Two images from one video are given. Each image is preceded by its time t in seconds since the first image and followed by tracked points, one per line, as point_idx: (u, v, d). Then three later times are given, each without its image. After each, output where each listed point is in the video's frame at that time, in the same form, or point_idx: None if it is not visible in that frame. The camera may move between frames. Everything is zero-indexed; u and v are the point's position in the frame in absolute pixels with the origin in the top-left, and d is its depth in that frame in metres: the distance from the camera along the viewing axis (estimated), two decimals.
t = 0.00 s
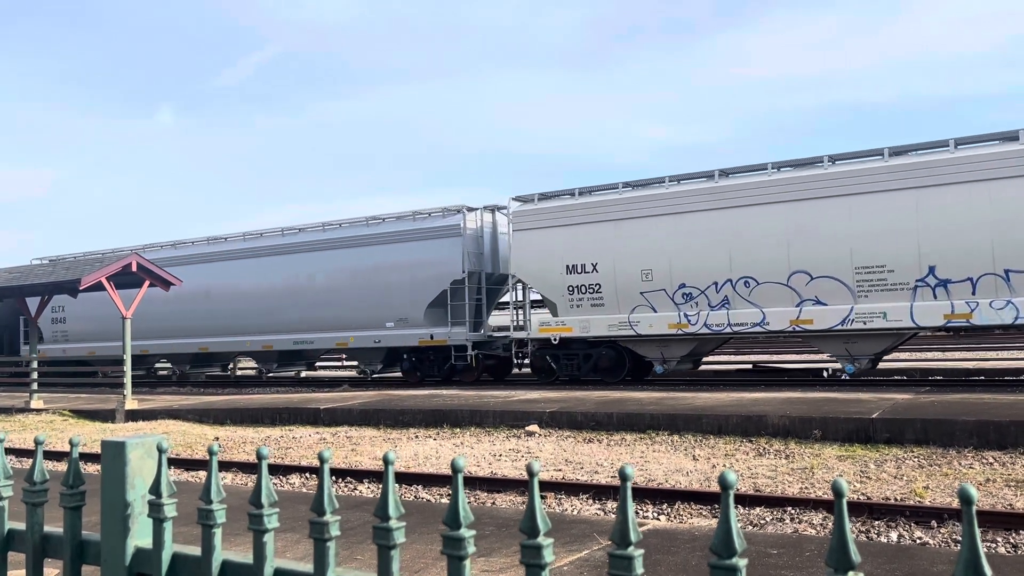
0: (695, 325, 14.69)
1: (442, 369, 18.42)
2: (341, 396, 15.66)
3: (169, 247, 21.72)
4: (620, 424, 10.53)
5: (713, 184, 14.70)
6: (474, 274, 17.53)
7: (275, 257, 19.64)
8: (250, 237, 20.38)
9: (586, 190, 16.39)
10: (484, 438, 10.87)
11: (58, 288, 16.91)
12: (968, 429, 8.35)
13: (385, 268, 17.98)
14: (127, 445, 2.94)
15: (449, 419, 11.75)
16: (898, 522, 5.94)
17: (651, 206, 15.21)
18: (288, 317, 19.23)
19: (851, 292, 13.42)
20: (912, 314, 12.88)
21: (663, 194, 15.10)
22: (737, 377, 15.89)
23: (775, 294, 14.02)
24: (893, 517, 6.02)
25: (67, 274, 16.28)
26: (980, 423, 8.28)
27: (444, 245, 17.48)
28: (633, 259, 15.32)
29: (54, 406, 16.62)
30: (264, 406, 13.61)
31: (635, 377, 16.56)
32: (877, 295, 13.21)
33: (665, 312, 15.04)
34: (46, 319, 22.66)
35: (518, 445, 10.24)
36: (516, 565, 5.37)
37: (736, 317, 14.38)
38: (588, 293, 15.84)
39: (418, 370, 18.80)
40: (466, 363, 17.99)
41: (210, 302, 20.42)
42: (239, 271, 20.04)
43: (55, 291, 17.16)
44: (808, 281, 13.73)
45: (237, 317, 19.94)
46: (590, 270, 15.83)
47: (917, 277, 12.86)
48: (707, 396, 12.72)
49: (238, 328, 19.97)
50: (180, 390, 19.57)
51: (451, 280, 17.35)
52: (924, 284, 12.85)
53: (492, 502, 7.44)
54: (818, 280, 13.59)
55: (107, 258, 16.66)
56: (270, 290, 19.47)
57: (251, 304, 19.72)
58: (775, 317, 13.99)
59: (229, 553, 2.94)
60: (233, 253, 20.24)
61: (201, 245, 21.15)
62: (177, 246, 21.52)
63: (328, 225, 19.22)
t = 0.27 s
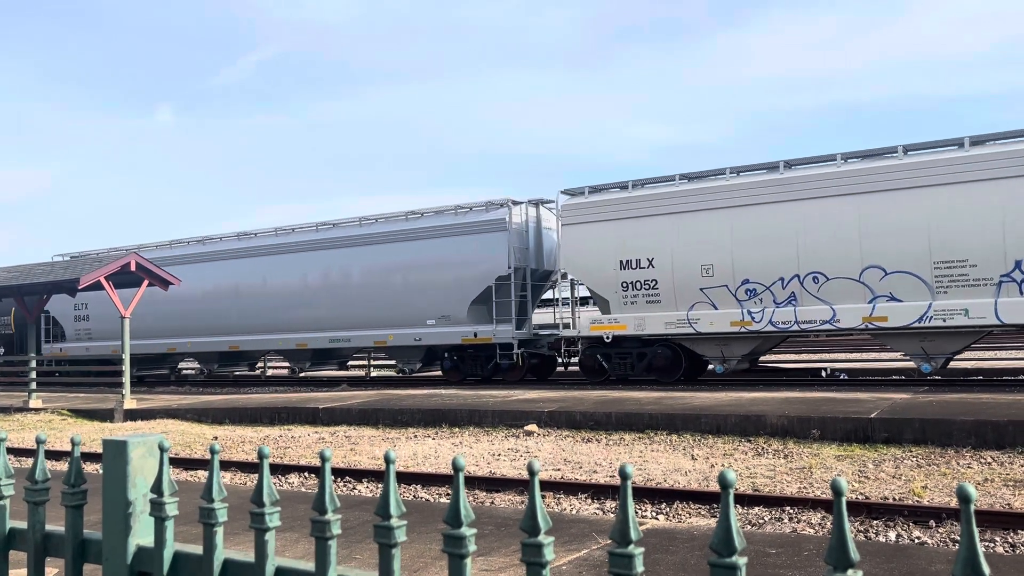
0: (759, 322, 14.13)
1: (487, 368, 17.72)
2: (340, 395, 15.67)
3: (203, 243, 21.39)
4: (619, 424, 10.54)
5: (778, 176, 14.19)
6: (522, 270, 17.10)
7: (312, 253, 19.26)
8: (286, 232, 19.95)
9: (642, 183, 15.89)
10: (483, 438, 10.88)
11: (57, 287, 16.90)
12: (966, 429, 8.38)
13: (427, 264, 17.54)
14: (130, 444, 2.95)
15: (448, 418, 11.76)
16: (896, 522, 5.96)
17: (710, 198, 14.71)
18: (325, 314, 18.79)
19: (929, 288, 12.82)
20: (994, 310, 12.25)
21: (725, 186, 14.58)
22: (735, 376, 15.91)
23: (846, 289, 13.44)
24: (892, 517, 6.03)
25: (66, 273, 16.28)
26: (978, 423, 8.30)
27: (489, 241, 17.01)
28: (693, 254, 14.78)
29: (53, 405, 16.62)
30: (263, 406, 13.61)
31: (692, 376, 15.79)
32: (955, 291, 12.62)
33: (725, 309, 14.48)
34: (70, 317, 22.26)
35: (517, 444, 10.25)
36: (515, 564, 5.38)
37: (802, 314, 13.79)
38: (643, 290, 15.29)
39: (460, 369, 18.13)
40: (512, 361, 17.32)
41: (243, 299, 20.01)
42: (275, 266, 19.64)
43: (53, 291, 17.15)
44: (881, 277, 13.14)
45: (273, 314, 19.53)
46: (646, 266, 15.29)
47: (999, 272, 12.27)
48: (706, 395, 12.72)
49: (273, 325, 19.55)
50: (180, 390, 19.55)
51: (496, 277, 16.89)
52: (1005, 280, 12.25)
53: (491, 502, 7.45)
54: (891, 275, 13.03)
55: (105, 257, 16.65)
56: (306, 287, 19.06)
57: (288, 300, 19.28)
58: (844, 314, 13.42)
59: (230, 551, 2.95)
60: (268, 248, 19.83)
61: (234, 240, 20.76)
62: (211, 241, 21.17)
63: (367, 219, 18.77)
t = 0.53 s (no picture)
0: (812, 321, 13.72)
1: (521, 368, 17.39)
2: (339, 395, 15.66)
3: (225, 240, 20.97)
4: (618, 423, 10.55)
5: (834, 169, 13.77)
6: (559, 268, 16.81)
7: (331, 250, 18.98)
8: (315, 228, 19.59)
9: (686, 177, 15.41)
10: (482, 437, 10.88)
11: (56, 287, 16.89)
12: (965, 429, 8.39)
13: (461, 261, 17.22)
14: (130, 444, 2.95)
15: (447, 418, 11.76)
16: (895, 522, 5.96)
17: (761, 193, 14.31)
18: (354, 312, 18.40)
19: (996, 285, 12.40)
20: None
21: (778, 180, 14.16)
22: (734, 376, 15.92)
23: (906, 286, 13.04)
24: (891, 517, 6.04)
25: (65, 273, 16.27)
26: (977, 423, 8.31)
27: (527, 237, 16.73)
28: (743, 250, 14.35)
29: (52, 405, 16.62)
30: (262, 406, 13.61)
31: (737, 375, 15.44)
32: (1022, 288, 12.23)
33: (777, 307, 14.06)
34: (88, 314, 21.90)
35: (517, 444, 10.25)
36: (514, 564, 5.38)
37: (858, 311, 13.39)
38: (689, 287, 14.86)
39: (495, 369, 17.77)
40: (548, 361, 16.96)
41: (269, 297, 19.58)
42: (303, 264, 19.24)
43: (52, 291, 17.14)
44: (944, 274, 12.72)
45: (301, 312, 19.11)
46: (693, 263, 14.86)
47: None
48: (705, 395, 12.72)
49: (301, 324, 19.14)
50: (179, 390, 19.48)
51: (533, 273, 16.61)
52: None
53: (490, 502, 7.45)
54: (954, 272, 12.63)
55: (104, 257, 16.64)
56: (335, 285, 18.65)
57: (317, 298, 18.85)
58: (904, 311, 13.01)
59: (231, 552, 2.95)
60: (295, 246, 19.43)
61: (259, 237, 20.33)
62: (234, 238, 20.77)
63: (400, 216, 18.47)
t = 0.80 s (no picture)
0: (888, 318, 13.11)
1: (570, 367, 16.65)
2: (338, 395, 15.65)
3: (250, 236, 20.12)
4: (617, 423, 10.55)
5: (910, 160, 13.11)
6: (612, 262, 16.19)
7: (366, 246, 18.26)
8: (347, 223, 18.78)
9: (749, 168, 14.71)
10: (481, 437, 10.87)
11: (54, 287, 16.86)
12: (964, 428, 8.39)
13: (507, 257, 16.54)
14: (129, 443, 2.94)
15: (446, 418, 11.75)
16: (894, 522, 5.97)
17: (828, 185, 13.68)
18: (394, 310, 17.74)
19: None
20: None
21: (850, 171, 13.49)
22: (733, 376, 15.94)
23: (989, 282, 12.42)
24: (890, 516, 6.04)
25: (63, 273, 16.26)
26: (976, 423, 8.32)
27: (577, 232, 16.02)
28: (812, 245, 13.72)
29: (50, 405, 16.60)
30: (261, 405, 13.59)
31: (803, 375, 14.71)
32: None
33: (849, 304, 13.44)
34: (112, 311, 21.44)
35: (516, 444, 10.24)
36: (513, 564, 5.38)
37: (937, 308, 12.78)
38: (753, 283, 14.23)
39: (542, 368, 17.02)
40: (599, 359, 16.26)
41: (302, 295, 18.88)
42: (337, 261, 18.47)
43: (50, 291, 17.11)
44: None
45: (337, 310, 18.41)
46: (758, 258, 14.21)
47: None
48: (704, 395, 12.72)
49: (336, 322, 18.44)
50: (178, 389, 19.41)
51: (584, 270, 15.93)
52: None
53: (489, 501, 7.45)
54: None
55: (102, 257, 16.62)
56: (373, 283, 17.96)
57: (354, 296, 18.14)
58: (987, 308, 12.39)
59: (230, 551, 2.94)
60: (328, 242, 18.66)
61: (288, 233, 19.53)
62: (261, 234, 19.97)
63: (439, 210, 17.68)
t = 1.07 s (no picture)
0: (951, 315, 12.70)
1: (612, 367, 16.04)
2: (337, 395, 15.64)
3: (273, 232, 19.46)
4: (616, 423, 10.56)
5: (975, 152, 12.71)
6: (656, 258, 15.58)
7: (396, 243, 17.67)
8: (376, 219, 18.13)
9: (801, 161, 14.36)
10: (480, 437, 10.87)
11: (53, 287, 16.85)
12: (963, 428, 8.40)
13: (546, 253, 16.00)
14: (127, 445, 2.94)
15: (445, 418, 11.76)
16: (893, 521, 5.97)
17: (883, 178, 13.30)
18: (425, 309, 17.13)
19: None
20: None
21: (911, 164, 13.10)
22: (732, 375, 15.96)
23: None
24: (888, 516, 6.04)
25: (62, 273, 16.25)
26: (975, 423, 8.32)
27: (620, 227, 15.47)
28: (871, 240, 13.33)
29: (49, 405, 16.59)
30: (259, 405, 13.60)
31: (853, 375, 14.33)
32: None
33: (909, 301, 13.03)
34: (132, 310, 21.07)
35: (515, 444, 10.24)
36: (513, 564, 5.38)
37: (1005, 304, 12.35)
38: (807, 280, 13.83)
39: (581, 368, 16.40)
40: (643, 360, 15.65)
41: (327, 294, 18.24)
42: (365, 258, 17.83)
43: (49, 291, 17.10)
44: None
45: (365, 309, 17.76)
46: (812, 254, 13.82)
47: None
48: (703, 395, 12.72)
49: (363, 321, 17.79)
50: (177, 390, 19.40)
51: (626, 266, 15.38)
52: None
53: (488, 501, 7.46)
54: None
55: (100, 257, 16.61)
56: (404, 281, 17.37)
57: (385, 295, 17.53)
58: None
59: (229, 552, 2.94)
60: (356, 238, 18.00)
61: (314, 229, 18.88)
62: (286, 230, 19.31)
63: (474, 205, 17.08)
